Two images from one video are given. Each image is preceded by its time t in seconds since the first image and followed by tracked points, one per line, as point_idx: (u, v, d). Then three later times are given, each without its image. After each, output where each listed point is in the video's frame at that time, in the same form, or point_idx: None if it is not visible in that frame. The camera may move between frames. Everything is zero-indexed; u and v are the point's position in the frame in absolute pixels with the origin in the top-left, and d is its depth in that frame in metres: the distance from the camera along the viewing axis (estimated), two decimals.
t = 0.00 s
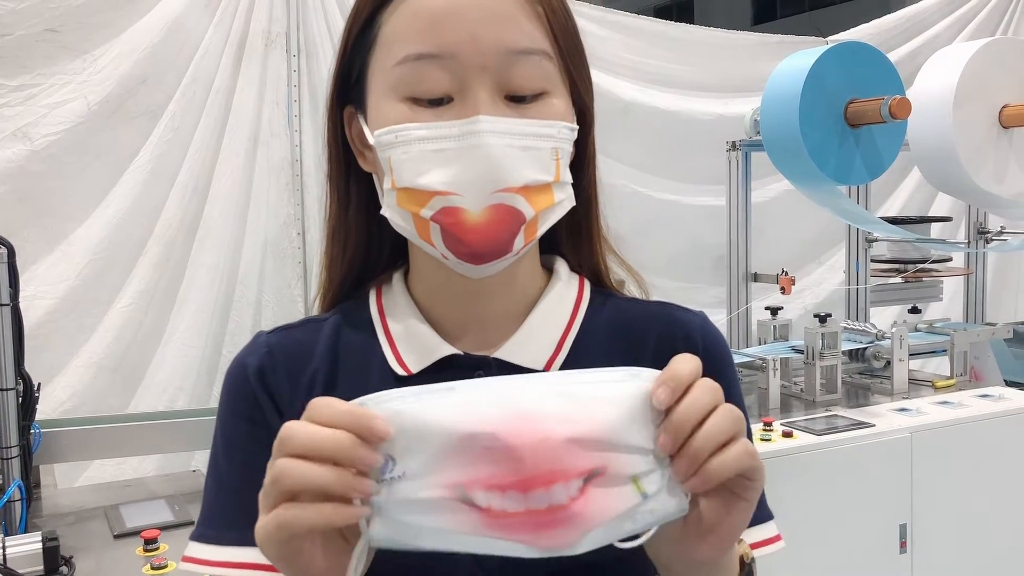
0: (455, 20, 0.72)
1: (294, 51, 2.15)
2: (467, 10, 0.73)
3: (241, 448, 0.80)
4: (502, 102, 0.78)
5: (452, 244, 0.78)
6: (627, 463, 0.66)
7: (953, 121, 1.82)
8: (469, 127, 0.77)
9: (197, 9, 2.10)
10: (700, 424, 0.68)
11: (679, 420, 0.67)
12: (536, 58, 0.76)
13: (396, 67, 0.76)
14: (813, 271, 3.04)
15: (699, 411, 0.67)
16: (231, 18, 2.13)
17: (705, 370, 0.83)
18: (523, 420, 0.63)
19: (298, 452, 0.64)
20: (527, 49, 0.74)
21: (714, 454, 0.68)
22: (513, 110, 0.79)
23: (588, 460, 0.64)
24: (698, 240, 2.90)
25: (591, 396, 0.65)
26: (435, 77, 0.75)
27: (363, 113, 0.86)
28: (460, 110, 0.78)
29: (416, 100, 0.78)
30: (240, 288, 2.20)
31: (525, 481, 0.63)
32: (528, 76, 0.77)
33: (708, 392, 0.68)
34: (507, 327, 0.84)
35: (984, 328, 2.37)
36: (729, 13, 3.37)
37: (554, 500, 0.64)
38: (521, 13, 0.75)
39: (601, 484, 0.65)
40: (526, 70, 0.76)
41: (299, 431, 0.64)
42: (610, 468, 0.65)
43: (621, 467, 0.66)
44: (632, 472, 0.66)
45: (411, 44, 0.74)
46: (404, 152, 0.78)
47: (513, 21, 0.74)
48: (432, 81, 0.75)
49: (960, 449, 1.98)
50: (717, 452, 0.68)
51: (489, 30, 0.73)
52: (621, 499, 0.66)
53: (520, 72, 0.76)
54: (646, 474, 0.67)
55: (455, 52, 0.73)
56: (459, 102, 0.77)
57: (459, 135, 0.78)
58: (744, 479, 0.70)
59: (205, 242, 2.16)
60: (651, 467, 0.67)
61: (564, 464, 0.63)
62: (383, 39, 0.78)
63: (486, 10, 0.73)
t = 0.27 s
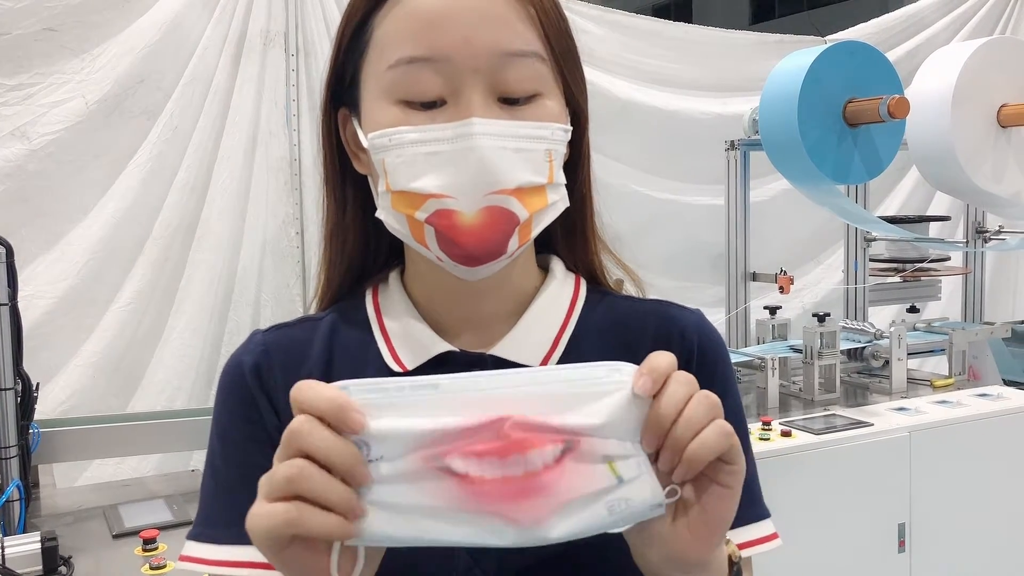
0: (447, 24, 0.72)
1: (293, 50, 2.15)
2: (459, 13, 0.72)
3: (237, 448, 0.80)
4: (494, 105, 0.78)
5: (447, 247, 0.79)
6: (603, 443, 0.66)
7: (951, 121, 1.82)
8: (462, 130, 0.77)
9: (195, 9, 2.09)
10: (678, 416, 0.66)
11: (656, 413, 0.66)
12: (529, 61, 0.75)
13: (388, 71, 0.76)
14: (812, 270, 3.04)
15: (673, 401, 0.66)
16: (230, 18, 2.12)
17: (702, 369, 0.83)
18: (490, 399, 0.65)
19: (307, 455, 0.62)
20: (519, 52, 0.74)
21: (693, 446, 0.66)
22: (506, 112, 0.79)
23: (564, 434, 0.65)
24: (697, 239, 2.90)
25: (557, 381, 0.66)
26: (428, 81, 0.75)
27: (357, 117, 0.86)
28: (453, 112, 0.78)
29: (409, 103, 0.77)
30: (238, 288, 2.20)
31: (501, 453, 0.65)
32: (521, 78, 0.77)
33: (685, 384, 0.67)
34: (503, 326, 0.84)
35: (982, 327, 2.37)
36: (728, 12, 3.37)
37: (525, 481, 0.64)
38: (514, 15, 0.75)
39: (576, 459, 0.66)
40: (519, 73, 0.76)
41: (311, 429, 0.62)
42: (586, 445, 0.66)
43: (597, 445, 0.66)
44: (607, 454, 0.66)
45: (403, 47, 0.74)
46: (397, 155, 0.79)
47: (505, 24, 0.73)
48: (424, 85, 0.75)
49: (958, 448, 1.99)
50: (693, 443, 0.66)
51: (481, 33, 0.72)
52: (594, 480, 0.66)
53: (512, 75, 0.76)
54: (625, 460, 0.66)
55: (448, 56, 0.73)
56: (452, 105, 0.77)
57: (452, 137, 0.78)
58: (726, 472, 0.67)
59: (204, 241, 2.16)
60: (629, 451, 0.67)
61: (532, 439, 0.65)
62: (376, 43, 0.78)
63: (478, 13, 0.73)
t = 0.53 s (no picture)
0: (444, 10, 0.73)
1: (293, 47, 2.15)
2: None
3: (234, 448, 0.80)
4: (492, 90, 0.78)
5: (444, 232, 0.78)
6: (592, 416, 0.63)
7: (951, 119, 1.82)
8: (459, 112, 0.77)
9: (195, 5, 2.09)
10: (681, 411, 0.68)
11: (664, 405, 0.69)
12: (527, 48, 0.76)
13: (386, 58, 0.76)
14: (812, 268, 3.04)
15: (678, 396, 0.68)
16: (230, 15, 2.12)
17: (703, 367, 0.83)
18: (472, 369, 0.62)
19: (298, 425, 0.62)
20: (515, 39, 0.75)
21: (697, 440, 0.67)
22: (503, 97, 0.79)
23: (550, 405, 0.62)
24: (697, 237, 2.90)
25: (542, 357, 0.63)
26: (425, 66, 0.76)
27: (354, 109, 0.86)
28: (451, 97, 0.78)
29: (407, 90, 0.78)
30: (238, 285, 2.20)
31: (488, 426, 0.61)
32: (518, 64, 0.77)
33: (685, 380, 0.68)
34: (502, 324, 0.84)
35: (982, 325, 2.37)
36: (728, 10, 3.37)
37: (513, 459, 0.61)
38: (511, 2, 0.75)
39: (567, 432, 0.62)
40: (517, 58, 0.76)
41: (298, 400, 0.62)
42: (575, 417, 0.63)
43: (586, 417, 0.63)
44: (599, 429, 0.63)
45: (400, 34, 0.74)
46: (394, 139, 0.78)
47: (502, 10, 0.74)
48: (421, 71, 0.76)
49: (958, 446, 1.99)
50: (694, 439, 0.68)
51: (478, 19, 0.73)
52: (586, 457, 0.63)
53: (510, 61, 0.76)
54: (620, 436, 0.64)
55: (445, 42, 0.73)
56: (450, 91, 0.77)
57: (449, 121, 0.78)
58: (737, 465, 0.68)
59: (204, 238, 2.15)
60: (621, 427, 0.64)
61: (517, 412, 0.61)
62: (373, 31, 0.78)
63: None
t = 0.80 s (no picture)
0: None
1: (293, 42, 2.14)
2: None
3: (232, 446, 0.80)
4: (489, 74, 0.78)
5: (441, 219, 0.77)
6: (612, 455, 0.65)
7: (953, 114, 1.82)
8: (456, 96, 0.77)
9: None
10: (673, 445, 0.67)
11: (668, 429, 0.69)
12: (524, 31, 0.76)
13: (384, 41, 0.77)
14: (812, 264, 3.04)
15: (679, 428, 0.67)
16: (230, 9, 2.12)
17: (706, 362, 0.83)
18: (497, 407, 0.64)
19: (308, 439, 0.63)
20: (512, 22, 0.75)
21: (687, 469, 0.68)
22: (500, 80, 0.79)
23: (571, 444, 0.64)
24: (698, 234, 2.90)
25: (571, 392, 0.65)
26: (422, 48, 0.76)
27: (353, 101, 0.86)
28: (448, 80, 0.78)
29: (405, 72, 0.79)
30: (239, 281, 2.20)
31: (509, 461, 0.64)
32: (516, 47, 0.77)
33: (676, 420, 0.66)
34: (502, 319, 0.84)
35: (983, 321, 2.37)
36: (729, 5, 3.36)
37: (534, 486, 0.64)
38: None
39: (585, 469, 0.65)
40: (514, 42, 0.77)
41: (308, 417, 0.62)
42: (593, 456, 0.65)
43: (605, 456, 0.65)
44: (617, 465, 0.65)
45: (396, 18, 0.75)
46: (391, 124, 0.78)
47: None
48: (419, 53, 0.76)
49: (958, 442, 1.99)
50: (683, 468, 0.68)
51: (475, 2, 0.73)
52: (602, 490, 0.65)
53: (507, 44, 0.77)
54: (634, 470, 0.66)
55: (441, 24, 0.74)
56: (447, 74, 0.78)
57: (446, 106, 0.78)
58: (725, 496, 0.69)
59: (204, 234, 2.15)
60: (637, 463, 0.66)
61: (540, 446, 0.64)
62: (371, 16, 0.79)
63: None
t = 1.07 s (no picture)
0: None
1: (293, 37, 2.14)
2: None
3: (229, 440, 0.80)
4: (485, 75, 0.78)
5: (437, 220, 0.78)
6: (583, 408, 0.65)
7: (954, 109, 1.82)
8: (452, 98, 0.77)
9: None
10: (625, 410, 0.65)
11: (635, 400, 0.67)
12: (521, 31, 0.76)
13: (378, 44, 0.76)
14: (813, 259, 3.04)
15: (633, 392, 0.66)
16: (231, 4, 2.12)
17: (705, 360, 0.82)
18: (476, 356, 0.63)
19: (318, 398, 0.63)
20: (507, 23, 0.74)
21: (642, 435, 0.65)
22: (496, 82, 0.79)
23: (545, 395, 0.64)
24: (698, 229, 2.90)
25: (545, 346, 0.65)
26: (418, 50, 0.75)
27: (348, 96, 0.86)
28: (444, 81, 0.78)
29: (402, 74, 0.78)
30: (240, 275, 2.20)
31: (484, 410, 0.63)
32: (513, 47, 0.77)
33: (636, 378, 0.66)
34: (499, 314, 0.84)
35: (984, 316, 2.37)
36: None
37: (512, 438, 0.62)
38: None
39: (558, 421, 0.64)
40: (511, 42, 0.76)
41: (318, 374, 0.63)
42: (566, 408, 0.64)
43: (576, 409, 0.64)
44: (583, 420, 0.65)
45: (392, 19, 0.75)
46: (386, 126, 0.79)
47: None
48: (414, 54, 0.76)
49: (958, 437, 1.99)
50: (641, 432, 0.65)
51: (471, 3, 0.73)
52: (573, 445, 0.64)
53: (503, 45, 0.76)
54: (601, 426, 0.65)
55: (437, 25, 0.73)
56: (443, 75, 0.77)
57: (442, 107, 0.78)
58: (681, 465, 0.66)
59: (205, 228, 2.15)
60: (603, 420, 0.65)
61: (516, 395, 0.63)
62: (365, 16, 0.78)
63: None
